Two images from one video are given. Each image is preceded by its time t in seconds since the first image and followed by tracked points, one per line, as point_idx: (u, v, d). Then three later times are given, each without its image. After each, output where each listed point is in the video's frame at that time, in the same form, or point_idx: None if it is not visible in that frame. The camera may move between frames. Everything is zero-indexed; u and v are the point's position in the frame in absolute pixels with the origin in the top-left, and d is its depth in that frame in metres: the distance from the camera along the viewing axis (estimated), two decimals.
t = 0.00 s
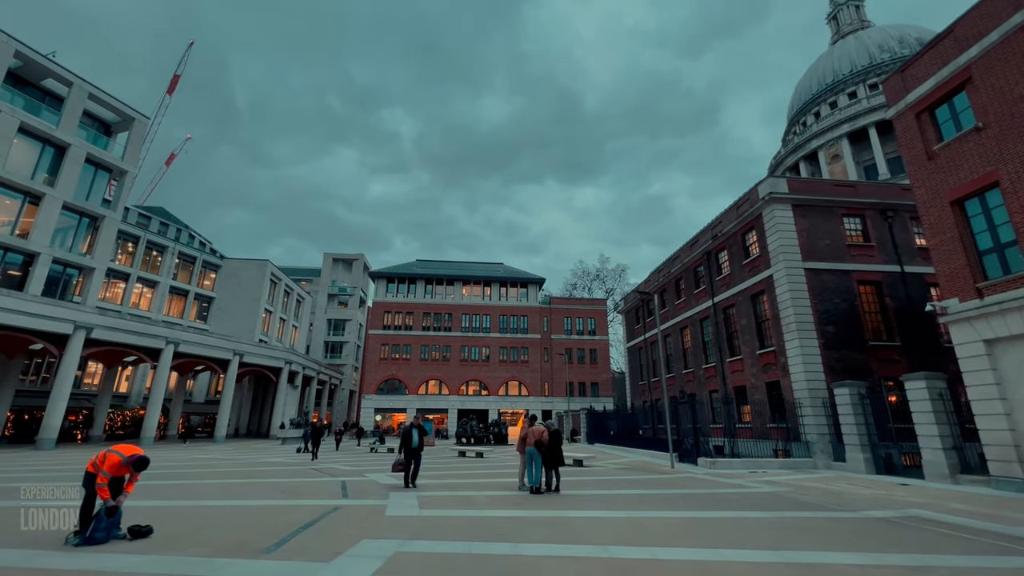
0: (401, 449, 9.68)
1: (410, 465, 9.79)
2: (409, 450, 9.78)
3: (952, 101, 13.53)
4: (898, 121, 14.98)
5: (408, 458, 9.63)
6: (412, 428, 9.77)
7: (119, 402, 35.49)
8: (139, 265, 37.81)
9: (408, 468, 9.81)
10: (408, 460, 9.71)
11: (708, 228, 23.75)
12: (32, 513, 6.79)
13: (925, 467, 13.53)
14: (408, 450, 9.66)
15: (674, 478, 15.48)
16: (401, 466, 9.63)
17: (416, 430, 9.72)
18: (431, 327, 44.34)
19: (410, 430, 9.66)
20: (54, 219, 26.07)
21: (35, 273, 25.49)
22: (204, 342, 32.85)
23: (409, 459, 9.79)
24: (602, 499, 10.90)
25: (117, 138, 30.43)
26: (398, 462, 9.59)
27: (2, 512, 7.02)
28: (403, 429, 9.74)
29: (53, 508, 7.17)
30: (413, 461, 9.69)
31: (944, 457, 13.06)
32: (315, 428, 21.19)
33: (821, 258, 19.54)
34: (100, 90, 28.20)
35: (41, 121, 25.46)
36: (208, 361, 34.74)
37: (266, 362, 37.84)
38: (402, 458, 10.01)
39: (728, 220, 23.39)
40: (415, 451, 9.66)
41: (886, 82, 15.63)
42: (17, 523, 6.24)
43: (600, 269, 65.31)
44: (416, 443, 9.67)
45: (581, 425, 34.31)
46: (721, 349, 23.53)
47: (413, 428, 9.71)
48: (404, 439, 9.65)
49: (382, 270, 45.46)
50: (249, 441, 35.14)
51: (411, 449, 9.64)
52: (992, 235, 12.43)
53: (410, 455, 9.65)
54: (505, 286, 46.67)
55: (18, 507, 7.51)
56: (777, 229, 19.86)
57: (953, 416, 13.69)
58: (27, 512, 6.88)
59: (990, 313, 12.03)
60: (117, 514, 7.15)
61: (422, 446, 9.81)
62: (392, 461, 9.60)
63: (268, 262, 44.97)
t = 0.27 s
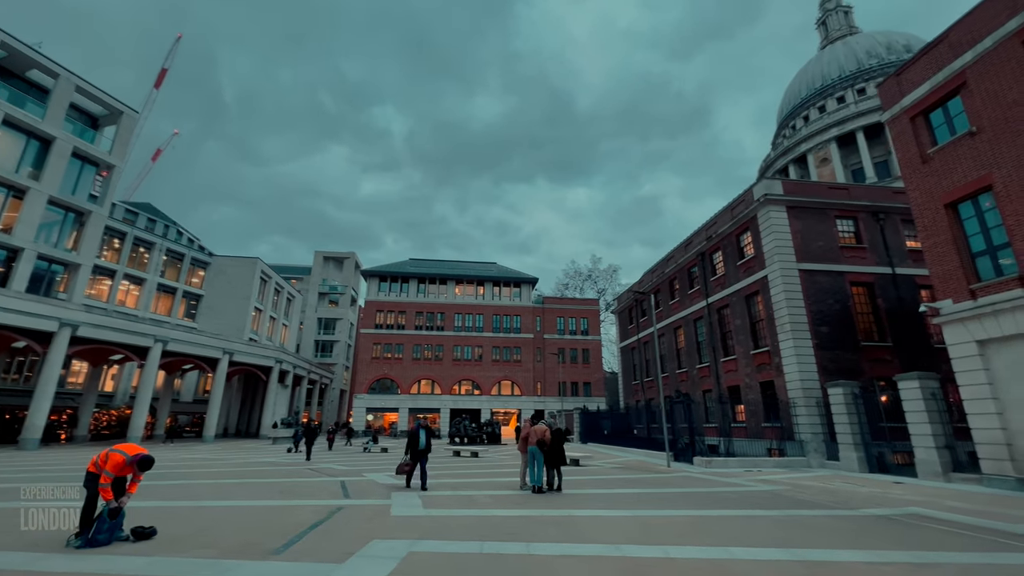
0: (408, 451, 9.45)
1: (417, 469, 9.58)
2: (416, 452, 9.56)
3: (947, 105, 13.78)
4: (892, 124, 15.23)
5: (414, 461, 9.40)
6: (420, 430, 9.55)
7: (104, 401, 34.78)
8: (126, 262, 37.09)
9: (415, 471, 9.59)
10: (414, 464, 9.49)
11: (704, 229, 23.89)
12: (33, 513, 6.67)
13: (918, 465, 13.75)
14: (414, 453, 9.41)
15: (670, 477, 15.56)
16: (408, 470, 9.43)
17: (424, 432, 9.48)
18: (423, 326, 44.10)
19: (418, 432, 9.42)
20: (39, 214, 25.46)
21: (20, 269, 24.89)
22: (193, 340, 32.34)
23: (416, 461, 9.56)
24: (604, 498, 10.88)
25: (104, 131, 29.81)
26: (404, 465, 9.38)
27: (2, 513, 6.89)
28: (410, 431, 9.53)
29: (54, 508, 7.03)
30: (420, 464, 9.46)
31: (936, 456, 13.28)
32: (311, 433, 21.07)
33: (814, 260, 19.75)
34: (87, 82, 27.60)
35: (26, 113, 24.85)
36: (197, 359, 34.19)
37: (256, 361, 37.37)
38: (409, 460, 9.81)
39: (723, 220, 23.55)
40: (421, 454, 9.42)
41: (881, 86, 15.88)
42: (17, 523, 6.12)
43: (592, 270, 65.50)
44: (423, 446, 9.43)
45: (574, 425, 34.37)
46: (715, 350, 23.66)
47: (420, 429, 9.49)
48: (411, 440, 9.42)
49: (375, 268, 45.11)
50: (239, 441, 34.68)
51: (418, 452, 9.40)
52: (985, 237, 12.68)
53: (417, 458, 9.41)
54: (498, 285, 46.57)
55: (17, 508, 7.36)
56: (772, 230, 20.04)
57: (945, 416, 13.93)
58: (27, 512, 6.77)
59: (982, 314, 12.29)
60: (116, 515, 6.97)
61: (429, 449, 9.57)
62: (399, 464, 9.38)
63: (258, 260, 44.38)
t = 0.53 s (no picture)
0: (410, 450, 9.26)
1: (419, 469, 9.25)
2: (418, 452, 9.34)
3: (934, 113, 14.11)
4: (881, 131, 15.55)
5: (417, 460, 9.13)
6: (423, 428, 9.38)
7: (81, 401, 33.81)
8: (104, 258, 36.09)
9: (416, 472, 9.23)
10: (416, 463, 9.19)
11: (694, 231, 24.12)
12: (31, 514, 6.82)
13: (904, 465, 14.06)
14: (417, 450, 9.21)
15: (663, 477, 15.66)
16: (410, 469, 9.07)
17: (427, 431, 9.33)
18: (411, 325, 43.77)
19: (421, 430, 9.28)
20: (15, 208, 24.61)
21: None
22: (176, 338, 31.62)
23: (418, 461, 9.33)
24: (601, 498, 10.89)
25: (84, 123, 28.97)
26: (406, 463, 9.06)
27: (8, 514, 7.01)
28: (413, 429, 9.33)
29: (53, 510, 7.08)
30: (422, 463, 9.20)
31: (921, 456, 13.60)
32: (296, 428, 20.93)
33: (803, 262, 20.07)
34: (66, 72, 26.79)
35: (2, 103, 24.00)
36: (179, 358, 33.44)
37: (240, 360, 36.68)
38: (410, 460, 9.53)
39: (713, 223, 23.81)
40: (424, 452, 9.22)
41: (870, 93, 16.20)
42: (17, 523, 6.28)
43: (580, 270, 65.71)
44: (427, 444, 9.27)
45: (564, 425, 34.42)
46: (704, 350, 23.89)
47: (423, 428, 9.32)
48: (414, 439, 9.25)
49: (362, 266, 44.63)
50: (222, 441, 34.01)
51: (421, 450, 9.20)
52: (970, 242, 13.00)
53: (419, 457, 9.19)
54: (488, 285, 46.44)
55: (14, 509, 7.48)
56: (762, 233, 20.31)
57: (930, 417, 14.26)
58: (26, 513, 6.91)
59: (967, 317, 12.61)
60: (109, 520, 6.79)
61: (431, 448, 9.36)
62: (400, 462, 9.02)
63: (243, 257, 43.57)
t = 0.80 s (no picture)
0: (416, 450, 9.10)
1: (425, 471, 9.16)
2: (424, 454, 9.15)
3: (926, 118, 14.39)
4: (873, 135, 15.82)
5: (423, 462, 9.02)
6: (429, 430, 9.17)
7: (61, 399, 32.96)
8: (87, 253, 35.25)
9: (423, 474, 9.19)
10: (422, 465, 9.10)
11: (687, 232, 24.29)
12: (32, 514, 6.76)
13: (893, 463, 14.30)
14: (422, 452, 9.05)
15: (658, 476, 15.72)
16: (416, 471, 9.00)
17: (433, 433, 9.12)
18: (402, 324, 43.46)
19: (427, 432, 9.06)
20: None
21: None
22: (162, 335, 31.00)
23: (425, 463, 9.20)
24: (600, 497, 10.89)
25: (67, 114, 28.25)
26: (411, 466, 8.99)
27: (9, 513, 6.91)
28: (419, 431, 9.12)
29: (53, 511, 6.94)
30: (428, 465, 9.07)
31: (911, 455, 13.85)
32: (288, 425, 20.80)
33: (794, 264, 20.33)
34: (50, 61, 26.11)
35: None
36: (164, 356, 32.77)
37: (227, 358, 36.07)
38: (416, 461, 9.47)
39: (706, 224, 24.00)
40: (429, 454, 9.05)
41: (862, 97, 16.46)
42: (17, 523, 6.23)
43: (570, 270, 65.90)
44: (433, 446, 9.07)
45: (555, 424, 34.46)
46: (696, 350, 24.07)
47: (429, 429, 9.11)
48: (420, 440, 9.05)
49: (353, 264, 44.20)
50: (208, 441, 33.40)
51: (426, 451, 9.03)
52: (960, 245, 13.28)
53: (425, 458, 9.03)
54: (479, 284, 46.30)
55: (14, 509, 7.40)
56: (755, 234, 20.51)
57: (918, 416, 14.53)
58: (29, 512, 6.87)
59: (957, 319, 12.88)
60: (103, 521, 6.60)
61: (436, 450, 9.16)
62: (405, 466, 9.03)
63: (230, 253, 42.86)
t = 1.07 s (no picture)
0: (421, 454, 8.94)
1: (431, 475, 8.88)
2: (429, 457, 8.97)
3: (914, 126, 14.71)
4: (863, 141, 16.12)
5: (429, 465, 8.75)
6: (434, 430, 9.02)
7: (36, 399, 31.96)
8: (64, 248, 34.25)
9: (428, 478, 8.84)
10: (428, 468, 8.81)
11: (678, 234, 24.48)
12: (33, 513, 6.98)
13: (880, 464, 14.59)
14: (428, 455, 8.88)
15: (650, 477, 15.78)
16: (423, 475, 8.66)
17: (438, 434, 8.97)
18: (390, 323, 43.05)
19: (432, 433, 8.92)
20: None
21: None
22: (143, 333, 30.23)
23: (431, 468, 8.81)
24: (596, 499, 10.87)
25: (45, 104, 27.40)
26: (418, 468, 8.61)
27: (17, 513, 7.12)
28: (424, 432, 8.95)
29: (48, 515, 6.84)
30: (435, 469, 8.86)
31: (896, 455, 14.14)
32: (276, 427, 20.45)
33: (783, 267, 20.61)
34: (27, 49, 25.29)
35: None
36: (144, 354, 31.96)
37: (210, 357, 35.33)
38: (420, 465, 9.25)
39: (697, 227, 24.22)
40: (435, 456, 8.89)
41: (852, 104, 16.76)
42: (17, 524, 6.41)
43: (558, 271, 66.01)
44: (438, 447, 8.92)
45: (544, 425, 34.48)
46: (686, 352, 24.26)
47: (433, 430, 8.96)
48: (425, 442, 8.89)
49: (340, 262, 43.65)
50: (190, 441, 32.69)
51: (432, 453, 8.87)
52: (946, 251, 13.60)
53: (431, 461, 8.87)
54: (468, 284, 46.08)
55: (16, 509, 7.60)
56: (745, 237, 20.75)
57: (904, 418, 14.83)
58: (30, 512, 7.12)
59: (943, 323, 13.19)
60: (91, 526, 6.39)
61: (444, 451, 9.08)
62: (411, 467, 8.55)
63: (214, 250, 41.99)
